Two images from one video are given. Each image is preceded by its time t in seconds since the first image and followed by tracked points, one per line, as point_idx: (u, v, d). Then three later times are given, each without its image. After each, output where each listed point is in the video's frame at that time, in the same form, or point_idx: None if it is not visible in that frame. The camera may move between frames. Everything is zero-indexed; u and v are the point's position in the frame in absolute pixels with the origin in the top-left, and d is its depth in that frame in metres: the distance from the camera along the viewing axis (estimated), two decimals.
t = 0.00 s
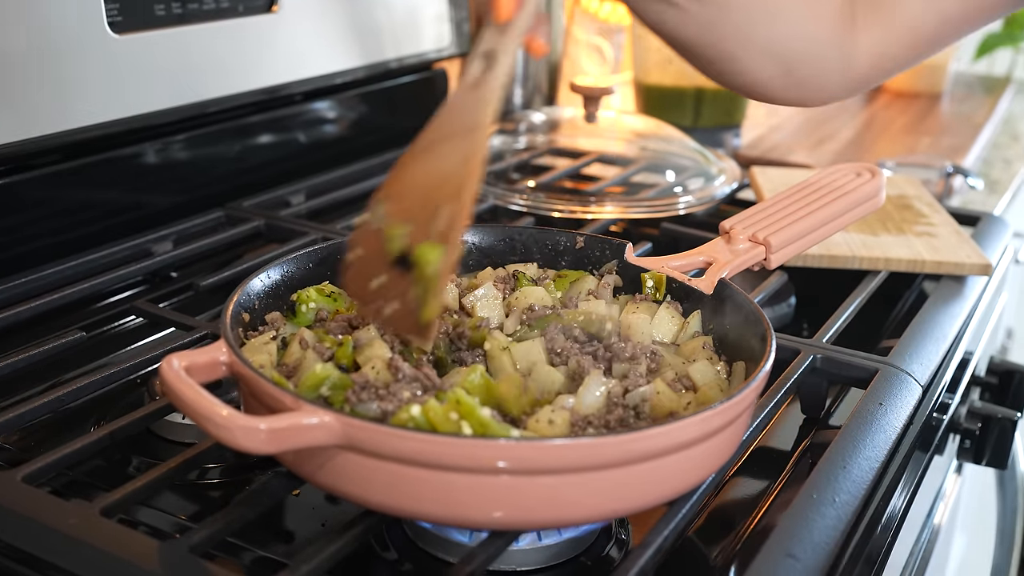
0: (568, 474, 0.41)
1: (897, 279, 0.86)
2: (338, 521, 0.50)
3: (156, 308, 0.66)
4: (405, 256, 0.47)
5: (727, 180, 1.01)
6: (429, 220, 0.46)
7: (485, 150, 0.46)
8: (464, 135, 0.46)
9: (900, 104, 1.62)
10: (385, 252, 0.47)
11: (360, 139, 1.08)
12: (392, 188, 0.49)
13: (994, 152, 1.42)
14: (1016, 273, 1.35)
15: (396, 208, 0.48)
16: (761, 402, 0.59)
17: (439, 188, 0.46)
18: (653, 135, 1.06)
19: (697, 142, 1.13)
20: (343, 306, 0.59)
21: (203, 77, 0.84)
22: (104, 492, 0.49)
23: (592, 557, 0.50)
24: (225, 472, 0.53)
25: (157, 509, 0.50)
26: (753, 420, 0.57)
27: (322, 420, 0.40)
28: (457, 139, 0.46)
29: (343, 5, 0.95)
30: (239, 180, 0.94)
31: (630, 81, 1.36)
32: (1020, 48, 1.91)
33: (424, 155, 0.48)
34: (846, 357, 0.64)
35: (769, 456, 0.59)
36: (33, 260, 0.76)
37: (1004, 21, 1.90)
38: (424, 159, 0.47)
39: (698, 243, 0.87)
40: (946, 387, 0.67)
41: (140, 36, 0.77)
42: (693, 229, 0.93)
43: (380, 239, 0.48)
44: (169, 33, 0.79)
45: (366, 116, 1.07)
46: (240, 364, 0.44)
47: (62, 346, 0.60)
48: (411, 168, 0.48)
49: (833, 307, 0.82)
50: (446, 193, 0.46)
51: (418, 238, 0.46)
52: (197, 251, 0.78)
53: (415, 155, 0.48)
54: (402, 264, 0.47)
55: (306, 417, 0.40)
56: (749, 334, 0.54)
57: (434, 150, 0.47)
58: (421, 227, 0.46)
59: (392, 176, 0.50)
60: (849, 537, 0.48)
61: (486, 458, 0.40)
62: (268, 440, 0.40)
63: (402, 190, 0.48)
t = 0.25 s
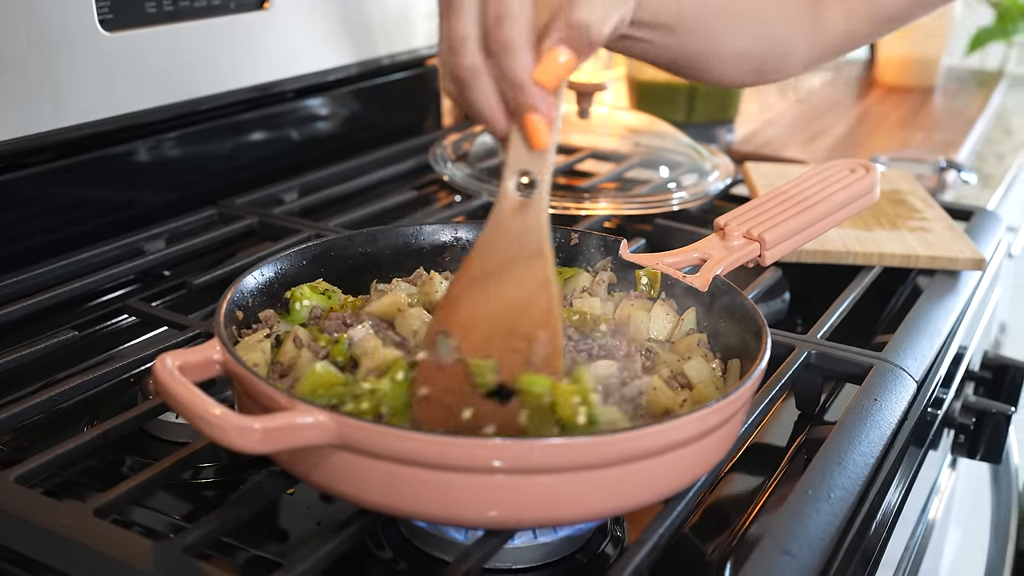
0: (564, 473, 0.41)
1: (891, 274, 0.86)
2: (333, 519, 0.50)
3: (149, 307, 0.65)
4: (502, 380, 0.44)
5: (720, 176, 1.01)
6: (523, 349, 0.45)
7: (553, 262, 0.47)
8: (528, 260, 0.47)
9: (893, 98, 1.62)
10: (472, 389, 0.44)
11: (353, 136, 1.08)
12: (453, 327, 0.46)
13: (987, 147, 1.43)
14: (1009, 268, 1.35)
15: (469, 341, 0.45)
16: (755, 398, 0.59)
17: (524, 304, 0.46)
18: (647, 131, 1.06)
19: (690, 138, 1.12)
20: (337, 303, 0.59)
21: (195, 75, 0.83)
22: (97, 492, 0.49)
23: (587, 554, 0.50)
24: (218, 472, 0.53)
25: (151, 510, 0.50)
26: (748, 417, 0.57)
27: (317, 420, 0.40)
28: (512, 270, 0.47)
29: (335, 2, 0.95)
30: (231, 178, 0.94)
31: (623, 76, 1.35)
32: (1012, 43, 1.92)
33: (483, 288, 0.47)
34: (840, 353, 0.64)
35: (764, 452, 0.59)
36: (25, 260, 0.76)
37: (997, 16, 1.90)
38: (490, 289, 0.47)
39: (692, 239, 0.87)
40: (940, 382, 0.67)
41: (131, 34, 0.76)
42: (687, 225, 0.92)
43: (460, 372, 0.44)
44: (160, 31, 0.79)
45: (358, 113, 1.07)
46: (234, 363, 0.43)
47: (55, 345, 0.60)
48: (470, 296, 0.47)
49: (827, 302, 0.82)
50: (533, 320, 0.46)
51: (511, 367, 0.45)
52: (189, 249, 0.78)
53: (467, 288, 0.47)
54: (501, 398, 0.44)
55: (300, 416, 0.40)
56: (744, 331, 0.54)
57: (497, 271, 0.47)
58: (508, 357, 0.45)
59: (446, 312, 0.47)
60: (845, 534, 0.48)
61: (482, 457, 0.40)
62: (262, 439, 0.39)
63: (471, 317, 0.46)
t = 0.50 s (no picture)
0: (560, 469, 0.41)
1: (885, 269, 0.87)
2: (329, 517, 0.50)
3: (143, 306, 0.65)
4: (552, 187, 0.64)
5: (714, 172, 1.01)
6: (588, 149, 0.65)
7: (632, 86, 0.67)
8: (612, 78, 0.68)
9: (886, 94, 1.63)
10: (538, 175, 0.65)
11: (347, 134, 1.08)
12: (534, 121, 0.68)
13: (980, 142, 1.43)
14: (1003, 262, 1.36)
15: (544, 133, 0.67)
16: (750, 394, 0.59)
17: (592, 116, 0.67)
18: (641, 129, 1.06)
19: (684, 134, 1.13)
20: (331, 303, 0.59)
21: (188, 74, 0.83)
22: (93, 491, 0.49)
23: (583, 550, 0.50)
24: (214, 470, 0.53)
25: (147, 508, 0.50)
26: (743, 412, 0.57)
27: (312, 417, 0.40)
28: (599, 82, 0.68)
29: None
30: (226, 176, 0.94)
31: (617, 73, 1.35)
32: (1004, 38, 1.92)
33: (562, 98, 0.68)
34: (835, 348, 0.65)
35: (759, 448, 0.59)
36: (19, 260, 0.76)
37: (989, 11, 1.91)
38: (570, 94, 0.68)
39: (686, 235, 0.87)
40: (934, 377, 0.68)
41: (124, 33, 0.76)
42: (681, 222, 0.93)
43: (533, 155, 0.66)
44: (153, 30, 0.78)
45: (353, 110, 1.07)
46: (229, 362, 0.43)
47: (50, 345, 0.60)
48: (552, 102, 0.68)
49: (821, 298, 0.82)
50: (597, 132, 0.66)
51: (568, 165, 0.64)
52: (183, 249, 0.78)
53: (550, 95, 0.69)
54: (558, 182, 0.64)
55: (296, 414, 0.40)
56: (738, 327, 0.54)
57: (569, 95, 0.68)
58: (570, 155, 0.65)
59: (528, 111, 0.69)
60: (840, 528, 0.48)
61: (477, 454, 0.40)
62: (258, 437, 0.39)
63: (546, 121, 0.68)
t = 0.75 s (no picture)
0: (558, 467, 0.42)
1: (881, 267, 0.87)
2: (328, 516, 0.50)
3: (141, 305, 0.65)
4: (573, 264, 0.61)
5: (711, 171, 1.01)
6: (575, 267, 0.61)
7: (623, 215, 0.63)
8: (606, 204, 0.65)
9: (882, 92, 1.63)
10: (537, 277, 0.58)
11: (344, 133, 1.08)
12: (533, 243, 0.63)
13: (976, 140, 1.43)
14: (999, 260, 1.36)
15: (546, 254, 0.62)
16: (747, 392, 0.60)
17: (589, 237, 0.63)
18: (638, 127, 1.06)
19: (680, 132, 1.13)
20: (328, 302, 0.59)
21: (186, 73, 0.83)
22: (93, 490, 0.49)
23: (581, 548, 0.50)
24: (213, 469, 0.53)
25: (146, 507, 0.50)
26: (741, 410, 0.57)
27: (312, 417, 0.40)
28: (598, 207, 0.65)
29: None
30: (223, 175, 0.94)
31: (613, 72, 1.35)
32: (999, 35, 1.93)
33: (574, 216, 0.64)
34: (832, 347, 0.65)
35: (756, 446, 0.59)
36: (17, 259, 0.76)
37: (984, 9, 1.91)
38: (579, 216, 0.64)
39: (683, 234, 0.87)
40: (930, 374, 0.68)
41: (122, 33, 0.76)
42: (678, 220, 0.93)
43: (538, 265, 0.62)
44: (151, 29, 0.79)
45: (350, 109, 1.07)
46: (228, 361, 0.44)
47: (48, 344, 0.60)
48: (564, 219, 0.64)
49: (818, 296, 0.82)
50: (588, 249, 0.62)
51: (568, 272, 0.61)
52: (181, 248, 0.78)
53: (559, 218, 0.64)
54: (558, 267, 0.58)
55: (296, 413, 0.40)
56: (735, 326, 0.54)
57: (582, 212, 0.64)
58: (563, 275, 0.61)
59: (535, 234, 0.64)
60: (836, 526, 0.49)
61: (476, 452, 0.40)
62: (257, 437, 0.40)
63: (550, 242, 0.63)
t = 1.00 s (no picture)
0: (557, 467, 0.42)
1: (878, 267, 0.87)
2: (328, 515, 0.50)
3: (141, 305, 0.65)
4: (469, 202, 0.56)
5: (709, 171, 1.02)
6: (491, 157, 0.58)
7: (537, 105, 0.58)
8: (508, 132, 0.58)
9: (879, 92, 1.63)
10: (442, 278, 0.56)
11: (342, 132, 1.08)
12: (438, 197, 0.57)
13: (974, 139, 1.44)
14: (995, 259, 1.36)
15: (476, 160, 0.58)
16: (745, 392, 0.60)
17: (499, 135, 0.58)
18: (636, 127, 1.06)
19: (678, 132, 1.13)
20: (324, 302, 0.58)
21: (184, 74, 0.83)
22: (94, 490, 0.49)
23: (580, 548, 0.50)
24: (213, 469, 0.54)
25: (146, 507, 0.50)
26: (739, 410, 0.58)
27: (313, 417, 0.41)
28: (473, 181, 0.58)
29: None
30: (222, 175, 0.94)
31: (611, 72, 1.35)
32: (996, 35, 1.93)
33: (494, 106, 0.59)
34: (829, 347, 0.65)
35: (754, 445, 0.59)
36: (17, 259, 0.76)
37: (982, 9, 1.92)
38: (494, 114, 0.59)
39: (681, 234, 0.88)
40: (927, 374, 0.68)
41: (122, 34, 0.76)
42: (676, 220, 0.93)
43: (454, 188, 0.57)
44: (150, 30, 0.79)
45: (348, 109, 1.07)
46: (229, 361, 0.44)
47: (49, 345, 0.60)
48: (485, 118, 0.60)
49: (816, 296, 0.82)
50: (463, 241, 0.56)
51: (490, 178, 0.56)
52: (181, 248, 0.78)
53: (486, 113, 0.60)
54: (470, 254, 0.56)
55: (297, 414, 0.40)
56: (733, 326, 0.55)
57: (496, 107, 0.59)
58: (494, 199, 0.55)
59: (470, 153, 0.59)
60: (834, 525, 0.49)
61: (475, 452, 0.40)
62: (259, 437, 0.40)
63: (473, 141, 0.60)
